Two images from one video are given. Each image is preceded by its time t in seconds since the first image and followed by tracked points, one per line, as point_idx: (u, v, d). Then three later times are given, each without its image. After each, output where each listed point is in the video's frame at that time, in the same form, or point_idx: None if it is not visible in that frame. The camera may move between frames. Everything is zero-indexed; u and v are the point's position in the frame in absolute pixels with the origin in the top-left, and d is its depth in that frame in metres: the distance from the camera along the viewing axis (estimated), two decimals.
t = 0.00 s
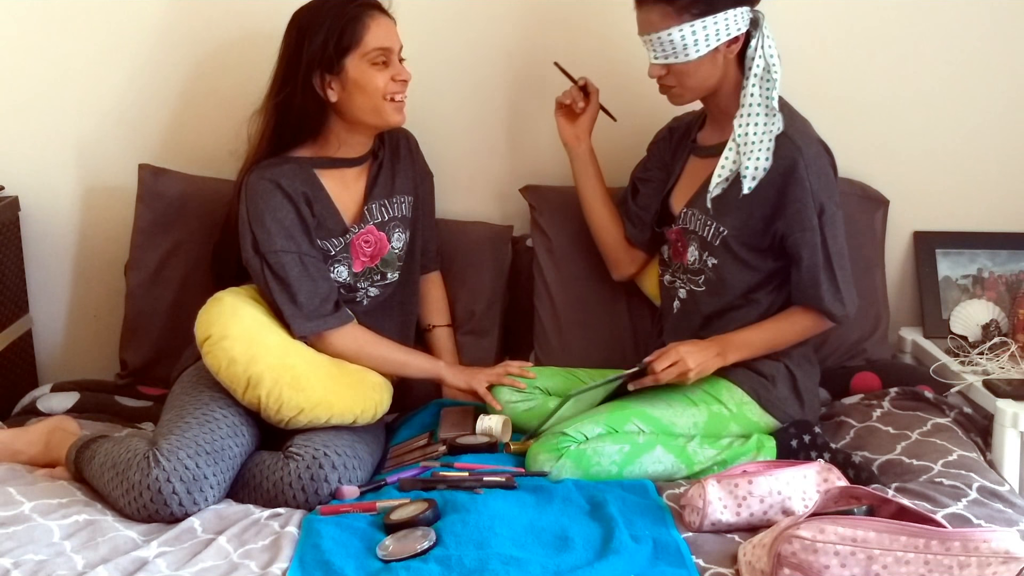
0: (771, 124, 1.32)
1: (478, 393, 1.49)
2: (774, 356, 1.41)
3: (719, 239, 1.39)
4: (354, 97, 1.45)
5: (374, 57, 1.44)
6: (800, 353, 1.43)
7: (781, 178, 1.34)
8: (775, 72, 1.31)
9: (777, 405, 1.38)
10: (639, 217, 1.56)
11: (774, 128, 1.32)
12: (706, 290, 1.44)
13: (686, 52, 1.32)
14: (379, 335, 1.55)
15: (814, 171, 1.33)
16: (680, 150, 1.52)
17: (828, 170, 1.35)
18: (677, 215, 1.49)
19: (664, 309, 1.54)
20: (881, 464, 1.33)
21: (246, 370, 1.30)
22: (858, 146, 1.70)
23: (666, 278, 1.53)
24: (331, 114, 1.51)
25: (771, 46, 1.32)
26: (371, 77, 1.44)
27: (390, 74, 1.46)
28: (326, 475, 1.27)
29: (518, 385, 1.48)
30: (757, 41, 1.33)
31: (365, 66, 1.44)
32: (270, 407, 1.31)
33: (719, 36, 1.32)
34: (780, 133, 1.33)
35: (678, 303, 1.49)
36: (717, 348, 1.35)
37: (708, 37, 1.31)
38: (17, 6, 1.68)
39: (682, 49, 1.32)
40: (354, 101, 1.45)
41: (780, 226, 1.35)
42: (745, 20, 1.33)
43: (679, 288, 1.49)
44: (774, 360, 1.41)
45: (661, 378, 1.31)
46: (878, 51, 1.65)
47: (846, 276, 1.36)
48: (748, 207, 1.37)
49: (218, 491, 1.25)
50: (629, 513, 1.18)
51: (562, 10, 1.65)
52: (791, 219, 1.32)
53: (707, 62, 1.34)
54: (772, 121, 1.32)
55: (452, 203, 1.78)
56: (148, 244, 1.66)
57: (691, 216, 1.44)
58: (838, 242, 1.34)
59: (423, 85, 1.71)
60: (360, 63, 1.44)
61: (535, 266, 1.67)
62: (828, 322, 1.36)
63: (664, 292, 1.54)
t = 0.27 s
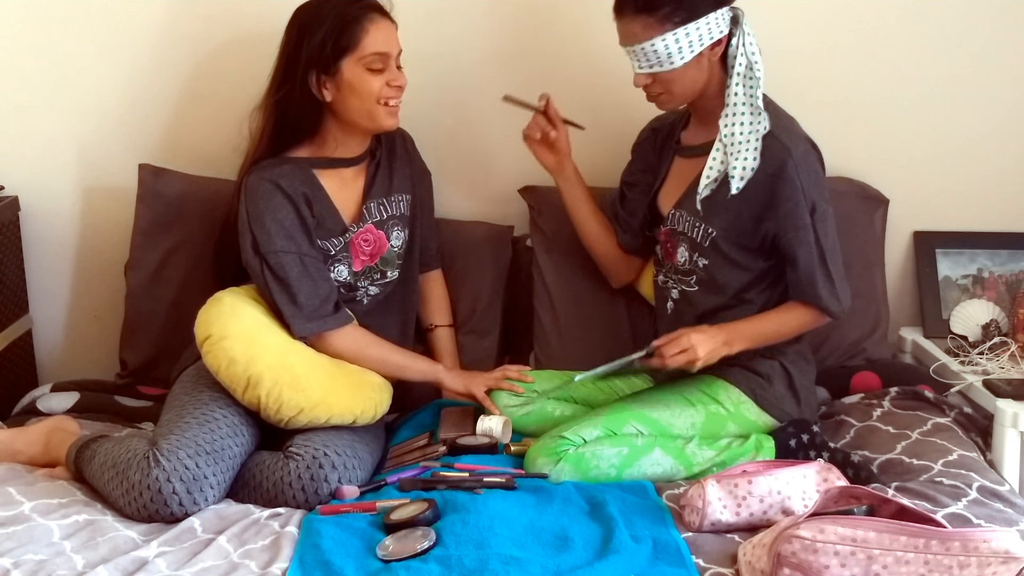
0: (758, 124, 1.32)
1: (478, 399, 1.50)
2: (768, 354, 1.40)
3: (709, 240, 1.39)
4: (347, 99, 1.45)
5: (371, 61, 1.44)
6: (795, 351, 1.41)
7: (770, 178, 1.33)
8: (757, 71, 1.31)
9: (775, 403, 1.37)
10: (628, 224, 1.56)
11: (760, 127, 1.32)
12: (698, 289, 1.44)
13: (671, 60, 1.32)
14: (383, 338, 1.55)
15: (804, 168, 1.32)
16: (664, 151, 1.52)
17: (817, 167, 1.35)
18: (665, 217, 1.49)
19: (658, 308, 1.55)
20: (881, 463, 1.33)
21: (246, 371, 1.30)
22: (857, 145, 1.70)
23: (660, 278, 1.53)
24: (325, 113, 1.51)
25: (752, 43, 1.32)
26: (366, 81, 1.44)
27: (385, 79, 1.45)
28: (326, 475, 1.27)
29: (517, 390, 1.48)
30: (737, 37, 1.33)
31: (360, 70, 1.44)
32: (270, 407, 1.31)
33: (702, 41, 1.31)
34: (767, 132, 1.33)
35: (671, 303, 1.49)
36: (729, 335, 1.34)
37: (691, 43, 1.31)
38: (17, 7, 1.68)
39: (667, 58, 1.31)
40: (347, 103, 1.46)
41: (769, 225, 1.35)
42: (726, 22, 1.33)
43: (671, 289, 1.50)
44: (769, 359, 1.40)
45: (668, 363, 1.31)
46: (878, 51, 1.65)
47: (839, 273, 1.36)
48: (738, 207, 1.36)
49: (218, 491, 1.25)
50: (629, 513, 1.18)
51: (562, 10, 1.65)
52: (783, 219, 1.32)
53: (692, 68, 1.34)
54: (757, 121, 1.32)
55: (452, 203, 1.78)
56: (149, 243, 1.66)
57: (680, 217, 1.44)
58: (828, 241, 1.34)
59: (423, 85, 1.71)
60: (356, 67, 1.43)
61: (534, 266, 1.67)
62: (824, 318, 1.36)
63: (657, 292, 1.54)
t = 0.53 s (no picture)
0: (758, 119, 1.32)
1: (478, 399, 1.49)
2: (766, 352, 1.40)
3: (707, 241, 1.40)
4: (341, 99, 1.46)
5: (366, 62, 1.44)
6: (794, 347, 1.42)
7: (772, 177, 1.33)
8: (752, 65, 1.31)
9: (774, 401, 1.37)
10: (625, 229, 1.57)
11: (761, 124, 1.32)
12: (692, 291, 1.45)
13: (673, 64, 1.29)
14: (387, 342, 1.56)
15: (807, 166, 1.33)
16: (655, 152, 1.53)
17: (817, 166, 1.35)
18: (661, 217, 1.49)
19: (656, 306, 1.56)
20: (881, 463, 1.33)
21: (246, 371, 1.30)
22: (857, 146, 1.70)
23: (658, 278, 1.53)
24: (320, 113, 1.51)
25: (744, 37, 1.32)
26: (361, 82, 1.44)
27: (381, 79, 1.46)
28: (326, 474, 1.27)
29: (517, 391, 1.48)
30: (729, 32, 1.33)
31: (355, 71, 1.44)
32: (270, 407, 1.31)
33: (701, 40, 1.29)
34: (768, 129, 1.33)
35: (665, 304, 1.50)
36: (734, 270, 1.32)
37: (692, 43, 1.28)
38: (17, 7, 1.68)
39: (669, 63, 1.29)
40: (341, 102, 1.46)
41: (771, 224, 1.35)
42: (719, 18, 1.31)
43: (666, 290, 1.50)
44: (767, 357, 1.40)
45: (674, 279, 1.28)
46: (877, 51, 1.65)
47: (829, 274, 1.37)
48: (736, 207, 1.37)
49: (218, 490, 1.25)
50: (629, 512, 1.18)
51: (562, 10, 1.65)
52: (785, 217, 1.32)
53: (693, 68, 1.32)
54: (756, 116, 1.32)
55: (452, 203, 1.78)
56: (149, 243, 1.66)
57: (676, 217, 1.44)
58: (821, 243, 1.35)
59: (423, 85, 1.71)
60: (351, 69, 1.44)
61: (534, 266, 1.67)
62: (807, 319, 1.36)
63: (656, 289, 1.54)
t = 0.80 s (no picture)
0: (761, 123, 1.32)
1: (478, 400, 1.49)
2: (766, 355, 1.41)
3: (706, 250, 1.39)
4: (339, 96, 1.46)
5: (364, 58, 1.44)
6: (794, 349, 1.42)
7: (771, 188, 1.33)
8: (754, 67, 1.30)
9: (774, 403, 1.37)
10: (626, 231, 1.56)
11: (764, 128, 1.32)
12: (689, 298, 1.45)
13: (677, 75, 1.28)
14: (389, 344, 1.56)
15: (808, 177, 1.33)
16: (659, 150, 1.52)
17: (816, 176, 1.35)
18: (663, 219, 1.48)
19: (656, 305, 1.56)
20: (881, 463, 1.33)
21: (246, 372, 1.30)
22: (857, 146, 1.70)
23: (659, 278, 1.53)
24: (320, 112, 1.52)
25: (745, 39, 1.31)
26: (359, 79, 1.44)
27: (379, 76, 1.45)
28: (326, 473, 1.27)
29: (517, 391, 1.48)
30: (729, 33, 1.32)
31: (353, 68, 1.44)
32: (270, 409, 1.31)
33: (703, 48, 1.28)
34: (771, 134, 1.33)
35: (665, 306, 1.50)
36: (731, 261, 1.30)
37: (694, 52, 1.27)
38: (16, 6, 1.68)
39: (673, 74, 1.28)
40: (340, 99, 1.46)
41: (769, 235, 1.35)
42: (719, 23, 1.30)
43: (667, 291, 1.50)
44: (768, 359, 1.40)
45: (667, 262, 1.24)
46: (877, 51, 1.65)
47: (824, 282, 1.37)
48: (734, 215, 1.36)
49: (217, 491, 1.25)
50: (629, 512, 1.18)
51: (562, 9, 1.65)
52: (784, 230, 1.32)
53: (697, 77, 1.31)
54: (759, 119, 1.32)
55: (452, 203, 1.78)
56: (148, 243, 1.66)
57: (677, 220, 1.44)
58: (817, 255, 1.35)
59: (424, 85, 1.71)
60: (349, 65, 1.44)
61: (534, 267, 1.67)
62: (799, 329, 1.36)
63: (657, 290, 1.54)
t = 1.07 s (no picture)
0: (767, 132, 1.30)
1: (478, 400, 1.49)
2: (766, 357, 1.40)
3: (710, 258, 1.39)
4: (340, 96, 1.46)
5: (365, 59, 1.44)
6: (795, 352, 1.41)
7: (778, 197, 1.33)
8: (759, 73, 1.29)
9: (774, 405, 1.37)
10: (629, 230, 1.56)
11: (771, 137, 1.31)
12: (691, 302, 1.45)
13: (682, 90, 1.27)
14: (388, 343, 1.55)
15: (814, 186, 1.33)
16: (663, 149, 1.52)
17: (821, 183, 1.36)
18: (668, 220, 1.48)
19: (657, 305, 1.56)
20: (880, 463, 1.33)
21: (247, 373, 1.30)
22: (857, 146, 1.70)
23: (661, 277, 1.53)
24: (323, 111, 1.52)
25: (750, 45, 1.30)
26: (359, 79, 1.44)
27: (379, 77, 1.45)
28: (326, 472, 1.27)
29: (517, 391, 1.48)
30: (734, 40, 1.30)
31: (353, 68, 1.44)
32: (270, 409, 1.31)
33: (707, 61, 1.26)
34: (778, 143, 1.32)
35: (666, 307, 1.50)
36: (743, 259, 1.28)
37: (698, 66, 1.26)
38: (17, 7, 1.68)
39: (678, 90, 1.27)
40: (341, 100, 1.46)
41: (775, 243, 1.35)
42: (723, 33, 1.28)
43: (669, 292, 1.50)
44: (768, 361, 1.40)
45: (683, 254, 1.21)
46: (876, 51, 1.65)
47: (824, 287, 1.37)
48: (733, 216, 1.37)
49: (217, 490, 1.25)
50: (629, 512, 1.18)
51: (562, 10, 1.65)
52: (790, 239, 1.33)
53: (703, 89, 1.29)
54: (766, 126, 1.31)
55: (452, 203, 1.78)
56: (148, 243, 1.66)
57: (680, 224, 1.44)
58: (822, 263, 1.36)
59: (424, 85, 1.71)
60: (349, 66, 1.44)
61: (534, 267, 1.67)
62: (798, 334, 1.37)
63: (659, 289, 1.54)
